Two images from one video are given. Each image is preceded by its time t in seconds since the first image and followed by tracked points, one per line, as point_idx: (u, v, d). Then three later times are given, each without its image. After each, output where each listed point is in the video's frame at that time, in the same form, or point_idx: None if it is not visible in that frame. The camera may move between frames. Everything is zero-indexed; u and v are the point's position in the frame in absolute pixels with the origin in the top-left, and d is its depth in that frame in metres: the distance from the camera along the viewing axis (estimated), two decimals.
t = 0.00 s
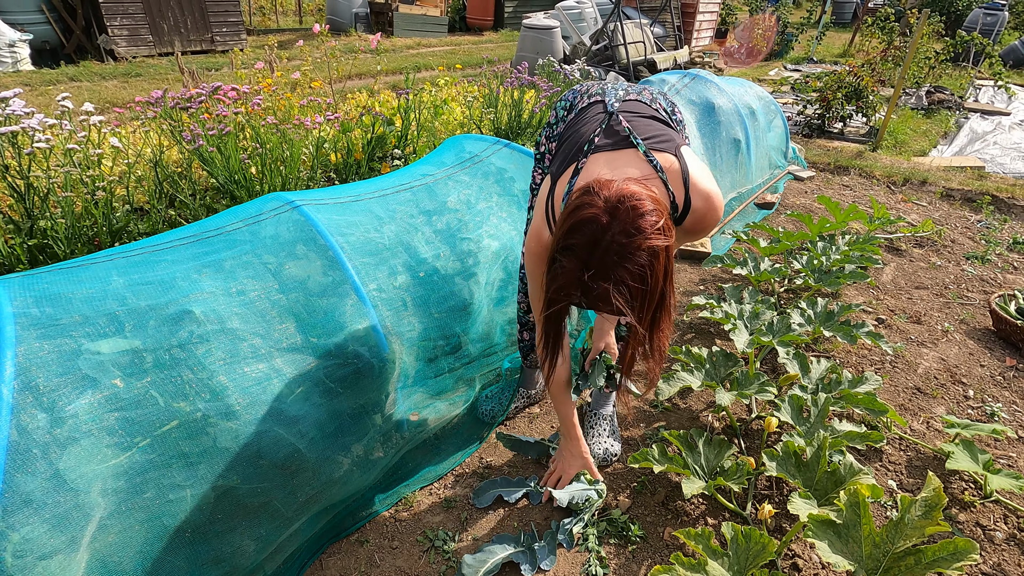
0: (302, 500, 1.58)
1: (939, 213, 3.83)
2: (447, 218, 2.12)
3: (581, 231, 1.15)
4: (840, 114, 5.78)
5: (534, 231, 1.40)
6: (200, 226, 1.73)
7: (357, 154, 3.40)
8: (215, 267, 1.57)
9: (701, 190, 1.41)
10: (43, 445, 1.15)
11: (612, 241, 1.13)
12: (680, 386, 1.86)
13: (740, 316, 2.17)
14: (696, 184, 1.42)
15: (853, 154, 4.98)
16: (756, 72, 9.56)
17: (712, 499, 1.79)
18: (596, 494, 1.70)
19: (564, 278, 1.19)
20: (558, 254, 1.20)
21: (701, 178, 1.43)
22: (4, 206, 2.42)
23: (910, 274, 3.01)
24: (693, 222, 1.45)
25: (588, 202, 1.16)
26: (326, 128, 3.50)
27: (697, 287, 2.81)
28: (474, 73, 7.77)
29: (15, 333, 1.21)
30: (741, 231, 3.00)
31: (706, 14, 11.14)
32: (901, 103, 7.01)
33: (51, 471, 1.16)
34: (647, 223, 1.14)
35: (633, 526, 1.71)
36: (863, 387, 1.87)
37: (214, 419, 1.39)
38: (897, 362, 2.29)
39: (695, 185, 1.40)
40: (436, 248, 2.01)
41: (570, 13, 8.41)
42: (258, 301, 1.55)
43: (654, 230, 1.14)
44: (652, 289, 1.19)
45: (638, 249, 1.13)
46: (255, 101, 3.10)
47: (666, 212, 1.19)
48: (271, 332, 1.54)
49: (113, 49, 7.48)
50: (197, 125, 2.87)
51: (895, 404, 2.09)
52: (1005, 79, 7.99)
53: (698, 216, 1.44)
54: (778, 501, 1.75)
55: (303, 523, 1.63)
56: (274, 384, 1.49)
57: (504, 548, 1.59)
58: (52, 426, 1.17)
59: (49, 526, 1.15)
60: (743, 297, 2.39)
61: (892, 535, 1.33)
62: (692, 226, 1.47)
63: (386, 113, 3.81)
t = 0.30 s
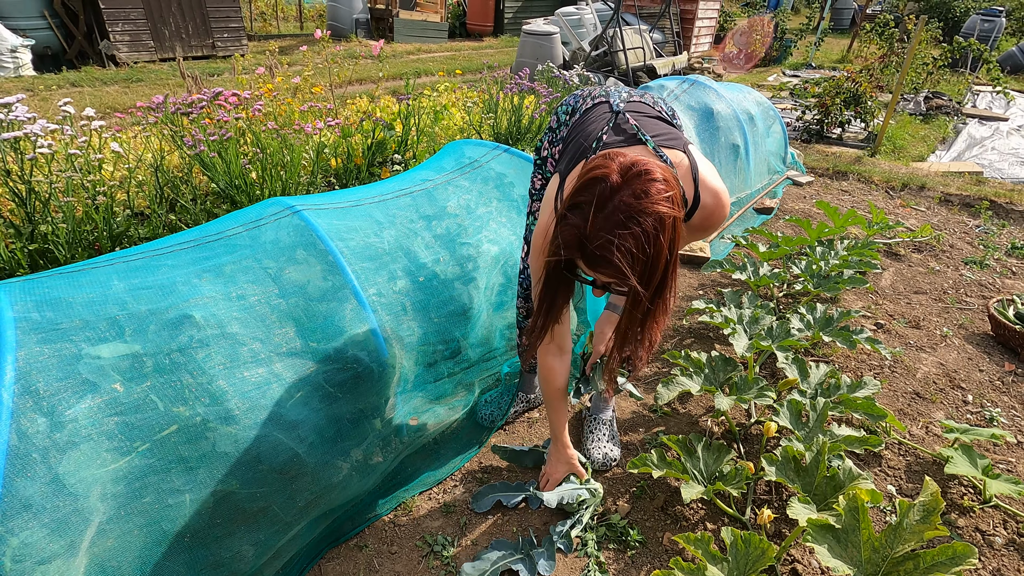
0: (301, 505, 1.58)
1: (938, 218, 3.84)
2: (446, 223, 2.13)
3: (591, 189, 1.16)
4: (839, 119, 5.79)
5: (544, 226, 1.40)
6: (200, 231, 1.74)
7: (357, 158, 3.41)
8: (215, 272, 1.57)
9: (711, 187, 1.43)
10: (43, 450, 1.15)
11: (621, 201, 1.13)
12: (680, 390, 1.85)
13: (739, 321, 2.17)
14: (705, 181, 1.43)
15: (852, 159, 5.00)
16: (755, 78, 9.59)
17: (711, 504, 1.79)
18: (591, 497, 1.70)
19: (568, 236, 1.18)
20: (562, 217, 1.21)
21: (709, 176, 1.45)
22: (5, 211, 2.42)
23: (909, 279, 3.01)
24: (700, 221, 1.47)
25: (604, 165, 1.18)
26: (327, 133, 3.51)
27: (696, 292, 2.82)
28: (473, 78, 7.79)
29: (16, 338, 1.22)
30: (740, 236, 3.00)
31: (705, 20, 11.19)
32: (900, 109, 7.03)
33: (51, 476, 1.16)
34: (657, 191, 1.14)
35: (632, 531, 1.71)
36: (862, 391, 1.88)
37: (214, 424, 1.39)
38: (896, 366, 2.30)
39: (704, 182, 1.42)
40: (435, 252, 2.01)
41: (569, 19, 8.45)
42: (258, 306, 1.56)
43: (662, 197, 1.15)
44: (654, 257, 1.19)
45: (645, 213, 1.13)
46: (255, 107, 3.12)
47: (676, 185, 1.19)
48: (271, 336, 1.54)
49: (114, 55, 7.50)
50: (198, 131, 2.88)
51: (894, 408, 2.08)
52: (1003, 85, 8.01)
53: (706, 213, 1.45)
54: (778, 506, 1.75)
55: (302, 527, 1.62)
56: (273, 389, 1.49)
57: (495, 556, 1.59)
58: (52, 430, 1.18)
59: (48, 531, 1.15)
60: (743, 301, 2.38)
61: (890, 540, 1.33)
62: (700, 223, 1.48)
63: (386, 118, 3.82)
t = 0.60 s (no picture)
0: (302, 517, 1.59)
1: (933, 228, 3.87)
2: (446, 235, 2.15)
3: (611, 111, 1.21)
4: (835, 130, 5.84)
5: (535, 180, 1.43)
6: (202, 244, 1.76)
7: (357, 169, 3.43)
8: (217, 285, 1.59)
9: (706, 166, 1.47)
10: (47, 463, 1.17)
11: (640, 122, 1.18)
12: (676, 402, 1.87)
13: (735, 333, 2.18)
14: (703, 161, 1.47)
15: (848, 170, 5.04)
16: (752, 88, 9.67)
17: (708, 515, 1.80)
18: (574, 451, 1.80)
19: (584, 153, 1.21)
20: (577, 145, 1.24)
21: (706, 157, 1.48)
22: (9, 222, 2.45)
23: (904, 290, 3.03)
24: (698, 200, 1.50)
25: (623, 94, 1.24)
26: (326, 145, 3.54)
27: (693, 303, 2.84)
28: (472, 89, 7.86)
29: (21, 352, 1.24)
30: (736, 247, 3.03)
31: (702, 30, 11.28)
32: (895, 119, 7.08)
33: (55, 489, 1.18)
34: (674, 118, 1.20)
35: (629, 543, 1.72)
36: (857, 402, 1.90)
37: (216, 437, 1.40)
38: (892, 377, 2.31)
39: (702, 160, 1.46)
40: (435, 265, 2.04)
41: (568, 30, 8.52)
42: (259, 319, 1.58)
43: (676, 124, 1.20)
44: (669, 187, 1.22)
45: (663, 135, 1.17)
46: (257, 119, 3.15)
47: (689, 121, 1.26)
48: (272, 349, 1.56)
49: (116, 65, 7.55)
50: (201, 143, 2.91)
51: (890, 419, 2.10)
52: (997, 95, 8.08)
53: (701, 193, 1.48)
54: (774, 517, 1.76)
55: (302, 540, 1.63)
56: (274, 401, 1.51)
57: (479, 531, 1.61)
58: (56, 444, 1.19)
59: (51, 544, 1.17)
60: (739, 313, 2.40)
61: (885, 553, 1.34)
62: (693, 203, 1.51)
63: (386, 129, 3.86)
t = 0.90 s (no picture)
0: (305, 540, 1.63)
1: (923, 245, 3.94)
2: (445, 259, 2.20)
3: None
4: (827, 146, 5.93)
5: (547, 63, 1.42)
6: (207, 270, 1.80)
7: (357, 188, 3.49)
8: (223, 312, 1.64)
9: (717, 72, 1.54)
10: (61, 492, 1.22)
11: None
12: (671, 424, 1.91)
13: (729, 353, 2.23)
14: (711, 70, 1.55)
15: (840, 186, 5.12)
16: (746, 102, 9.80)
17: (702, 535, 1.84)
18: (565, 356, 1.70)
19: None
20: None
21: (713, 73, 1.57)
22: (15, 245, 2.49)
23: (894, 307, 3.09)
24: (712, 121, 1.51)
25: None
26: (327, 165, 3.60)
27: (688, 322, 2.89)
28: (470, 104, 7.95)
29: (35, 383, 1.28)
30: (730, 266, 3.09)
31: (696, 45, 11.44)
32: (887, 133, 7.18)
33: (68, 518, 1.22)
34: None
35: (625, 564, 1.77)
36: (847, 423, 1.95)
37: (222, 463, 1.44)
38: (882, 397, 2.36)
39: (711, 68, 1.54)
40: (435, 289, 2.09)
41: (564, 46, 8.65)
42: (264, 345, 1.62)
43: None
44: None
45: None
46: (259, 141, 3.21)
47: None
48: (277, 375, 1.60)
49: (117, 81, 7.61)
50: (204, 167, 2.97)
51: (879, 439, 2.15)
52: (986, 110, 8.22)
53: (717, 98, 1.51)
54: (766, 538, 1.81)
55: (305, 563, 1.67)
56: (279, 427, 1.55)
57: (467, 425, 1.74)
58: (69, 473, 1.24)
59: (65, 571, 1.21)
60: (732, 332, 2.45)
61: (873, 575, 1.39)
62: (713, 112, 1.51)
63: (385, 148, 3.92)
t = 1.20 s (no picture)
0: (306, 560, 1.67)
1: (912, 261, 4.02)
2: (443, 281, 2.26)
3: None
4: (817, 162, 6.03)
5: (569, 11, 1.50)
6: (211, 294, 1.84)
7: (356, 207, 3.55)
8: (227, 337, 1.68)
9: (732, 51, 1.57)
10: (72, 517, 1.26)
11: None
12: (662, 444, 1.96)
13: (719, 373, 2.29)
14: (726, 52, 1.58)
15: (830, 202, 5.21)
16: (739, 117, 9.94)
17: (693, 553, 1.89)
18: (610, 265, 1.48)
19: None
20: None
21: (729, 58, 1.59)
22: (21, 267, 2.54)
23: (883, 324, 3.16)
24: (735, 57, 1.43)
25: None
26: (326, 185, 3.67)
27: (680, 339, 2.96)
28: (466, 120, 8.06)
29: (47, 411, 1.32)
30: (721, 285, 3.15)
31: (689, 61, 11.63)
32: (877, 149, 7.29)
33: (79, 541, 1.27)
34: None
35: None
36: (834, 440, 2.00)
37: (227, 485, 1.49)
38: (869, 414, 2.42)
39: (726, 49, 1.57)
40: (432, 311, 2.14)
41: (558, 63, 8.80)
42: (267, 369, 1.67)
43: None
44: None
45: None
46: (260, 163, 3.28)
47: None
48: (279, 399, 1.65)
49: (117, 98, 7.69)
50: (207, 189, 3.03)
51: (867, 456, 2.20)
52: (973, 125, 8.38)
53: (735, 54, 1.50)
54: (756, 555, 1.86)
55: None
56: (281, 450, 1.60)
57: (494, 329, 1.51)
58: (80, 498, 1.29)
59: None
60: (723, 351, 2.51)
61: None
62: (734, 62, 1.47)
63: (383, 167, 3.99)
